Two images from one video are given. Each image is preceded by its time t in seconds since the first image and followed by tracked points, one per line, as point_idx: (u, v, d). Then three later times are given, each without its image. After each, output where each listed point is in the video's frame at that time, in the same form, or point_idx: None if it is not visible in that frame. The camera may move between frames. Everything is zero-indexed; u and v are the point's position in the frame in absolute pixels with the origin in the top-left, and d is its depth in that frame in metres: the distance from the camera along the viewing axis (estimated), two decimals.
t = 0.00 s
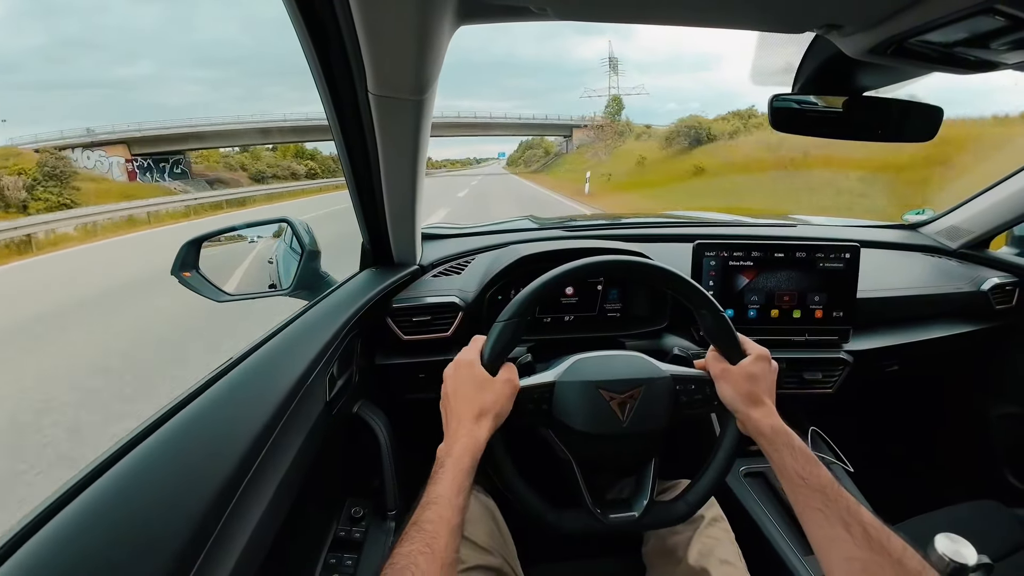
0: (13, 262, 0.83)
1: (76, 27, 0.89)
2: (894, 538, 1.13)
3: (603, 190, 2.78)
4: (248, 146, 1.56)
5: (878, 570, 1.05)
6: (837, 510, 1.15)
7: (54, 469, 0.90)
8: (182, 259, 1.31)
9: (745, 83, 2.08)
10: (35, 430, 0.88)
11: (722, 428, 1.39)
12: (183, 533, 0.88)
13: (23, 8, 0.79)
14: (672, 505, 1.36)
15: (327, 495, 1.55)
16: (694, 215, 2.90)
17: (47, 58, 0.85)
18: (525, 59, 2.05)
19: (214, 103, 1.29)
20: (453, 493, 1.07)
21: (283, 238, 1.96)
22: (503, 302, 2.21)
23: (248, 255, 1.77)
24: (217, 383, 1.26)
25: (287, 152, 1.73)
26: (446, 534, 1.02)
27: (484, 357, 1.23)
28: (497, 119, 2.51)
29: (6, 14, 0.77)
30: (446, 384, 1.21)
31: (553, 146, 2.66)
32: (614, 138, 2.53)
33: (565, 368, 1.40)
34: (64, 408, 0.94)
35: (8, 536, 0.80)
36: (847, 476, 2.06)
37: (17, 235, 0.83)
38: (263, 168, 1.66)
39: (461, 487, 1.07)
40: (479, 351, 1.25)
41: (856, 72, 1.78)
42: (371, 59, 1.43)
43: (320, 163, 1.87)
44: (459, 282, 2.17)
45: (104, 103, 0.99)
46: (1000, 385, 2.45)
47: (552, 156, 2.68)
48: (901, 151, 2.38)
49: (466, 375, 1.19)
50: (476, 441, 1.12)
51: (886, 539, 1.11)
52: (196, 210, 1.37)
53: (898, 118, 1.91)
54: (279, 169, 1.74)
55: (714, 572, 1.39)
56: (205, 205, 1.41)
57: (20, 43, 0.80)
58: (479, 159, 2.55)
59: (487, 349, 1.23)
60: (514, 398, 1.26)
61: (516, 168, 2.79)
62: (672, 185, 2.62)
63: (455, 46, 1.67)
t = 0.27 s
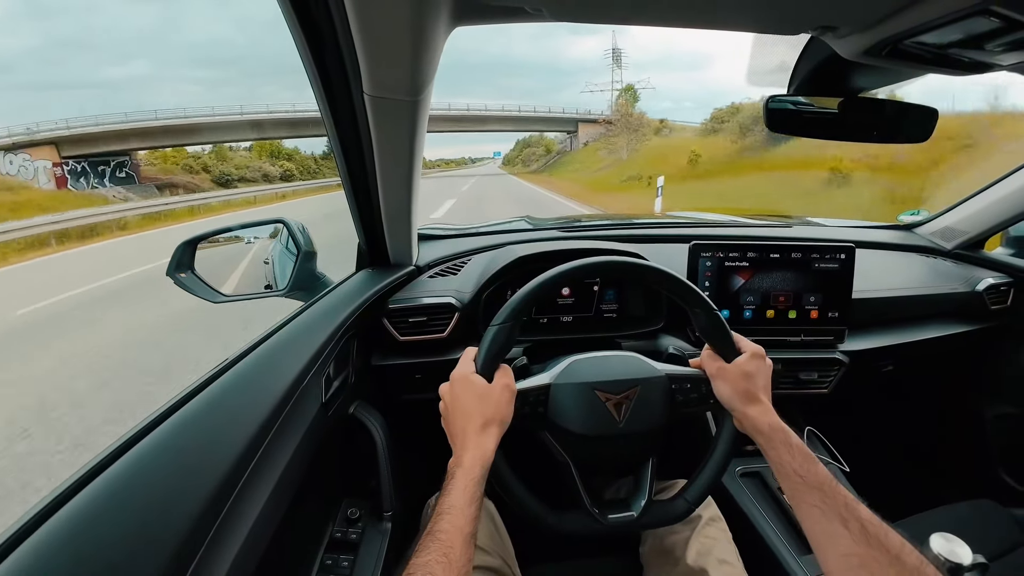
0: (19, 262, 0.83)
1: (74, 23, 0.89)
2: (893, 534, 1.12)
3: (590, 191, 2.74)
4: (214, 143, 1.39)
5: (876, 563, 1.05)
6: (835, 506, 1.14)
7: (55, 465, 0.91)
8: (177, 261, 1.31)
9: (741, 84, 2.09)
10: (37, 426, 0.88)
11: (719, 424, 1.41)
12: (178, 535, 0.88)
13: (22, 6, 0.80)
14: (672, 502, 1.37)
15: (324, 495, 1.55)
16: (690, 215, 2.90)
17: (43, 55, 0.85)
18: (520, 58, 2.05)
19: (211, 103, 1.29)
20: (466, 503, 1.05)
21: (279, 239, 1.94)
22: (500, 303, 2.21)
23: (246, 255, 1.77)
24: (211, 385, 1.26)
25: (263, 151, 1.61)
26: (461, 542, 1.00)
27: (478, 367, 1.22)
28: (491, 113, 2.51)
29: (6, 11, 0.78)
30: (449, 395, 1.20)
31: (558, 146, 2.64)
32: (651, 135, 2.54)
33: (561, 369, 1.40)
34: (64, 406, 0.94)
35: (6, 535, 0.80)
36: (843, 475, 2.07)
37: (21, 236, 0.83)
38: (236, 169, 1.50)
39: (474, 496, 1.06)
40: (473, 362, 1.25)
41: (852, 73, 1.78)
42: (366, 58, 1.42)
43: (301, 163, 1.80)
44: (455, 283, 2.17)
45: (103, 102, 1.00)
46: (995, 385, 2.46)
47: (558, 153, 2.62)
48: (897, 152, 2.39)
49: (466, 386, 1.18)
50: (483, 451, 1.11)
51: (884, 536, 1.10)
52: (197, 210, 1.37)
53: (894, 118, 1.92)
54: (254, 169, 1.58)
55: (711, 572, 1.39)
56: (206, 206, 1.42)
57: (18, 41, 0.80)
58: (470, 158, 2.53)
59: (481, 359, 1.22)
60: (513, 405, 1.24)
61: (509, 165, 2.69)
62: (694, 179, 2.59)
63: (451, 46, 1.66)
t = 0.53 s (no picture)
0: (14, 265, 0.84)
1: (71, 23, 0.89)
2: (896, 536, 1.12)
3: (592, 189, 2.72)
4: (174, 142, 1.23)
5: (880, 564, 1.05)
6: (837, 507, 1.14)
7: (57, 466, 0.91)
8: (176, 259, 1.31)
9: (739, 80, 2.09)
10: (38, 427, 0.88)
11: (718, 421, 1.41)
12: (178, 535, 0.88)
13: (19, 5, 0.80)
14: (673, 497, 1.37)
15: (324, 494, 1.55)
16: (689, 212, 2.90)
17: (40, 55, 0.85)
18: (518, 56, 2.05)
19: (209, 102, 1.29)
20: (463, 497, 1.04)
21: (277, 238, 1.94)
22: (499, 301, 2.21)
23: (245, 254, 1.77)
24: (211, 384, 1.25)
25: (235, 150, 1.47)
26: (457, 537, 1.00)
27: (478, 361, 1.22)
28: (489, 111, 2.50)
29: (2, 11, 0.78)
30: (444, 391, 1.20)
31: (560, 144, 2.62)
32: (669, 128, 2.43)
33: (560, 366, 1.40)
34: (65, 407, 0.94)
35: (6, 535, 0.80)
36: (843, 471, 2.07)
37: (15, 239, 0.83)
38: (204, 169, 1.35)
39: (470, 490, 1.06)
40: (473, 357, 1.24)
41: (850, 69, 1.78)
42: (364, 56, 1.42)
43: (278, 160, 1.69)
44: (455, 281, 2.18)
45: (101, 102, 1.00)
46: (994, 380, 2.46)
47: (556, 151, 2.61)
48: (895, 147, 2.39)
49: (464, 383, 1.18)
50: (478, 447, 1.11)
51: (889, 538, 1.10)
52: (198, 210, 1.37)
53: (891, 114, 1.92)
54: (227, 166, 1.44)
55: (712, 568, 1.39)
56: (207, 206, 1.42)
57: (16, 41, 0.80)
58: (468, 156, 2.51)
59: (480, 354, 1.22)
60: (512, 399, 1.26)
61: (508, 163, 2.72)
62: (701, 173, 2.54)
63: (449, 43, 1.66)
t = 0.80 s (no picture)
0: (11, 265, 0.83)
1: (72, 24, 0.89)
2: (894, 551, 1.10)
3: (594, 197, 2.73)
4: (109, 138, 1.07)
5: None
6: (833, 522, 1.13)
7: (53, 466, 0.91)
8: (176, 260, 1.33)
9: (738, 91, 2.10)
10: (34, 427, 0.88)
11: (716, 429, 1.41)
12: (173, 537, 0.88)
13: (20, 6, 0.80)
14: (672, 505, 1.37)
15: (320, 497, 1.55)
16: (690, 220, 2.90)
17: (40, 56, 0.85)
18: (520, 62, 2.05)
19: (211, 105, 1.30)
20: (460, 506, 1.05)
21: (277, 241, 1.95)
22: (498, 306, 2.21)
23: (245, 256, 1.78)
24: (210, 384, 1.25)
25: (205, 150, 1.34)
26: (454, 545, 0.99)
27: (476, 371, 1.21)
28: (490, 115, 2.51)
29: (2, 10, 0.78)
30: (441, 402, 1.19)
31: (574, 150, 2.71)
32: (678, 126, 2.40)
33: (558, 373, 1.40)
34: (62, 407, 0.94)
35: (5, 529, 0.80)
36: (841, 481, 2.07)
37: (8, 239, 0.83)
38: (160, 171, 1.19)
39: (468, 500, 1.05)
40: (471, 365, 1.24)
41: (852, 80, 1.79)
42: (366, 59, 1.42)
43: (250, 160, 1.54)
44: (454, 285, 2.18)
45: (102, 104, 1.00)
46: (992, 391, 2.46)
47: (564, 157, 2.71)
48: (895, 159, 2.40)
49: (463, 393, 1.17)
50: (478, 456, 1.11)
51: (887, 553, 1.08)
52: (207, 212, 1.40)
53: (892, 125, 1.92)
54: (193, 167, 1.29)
55: None
56: (215, 208, 1.45)
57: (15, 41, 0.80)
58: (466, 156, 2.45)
59: (478, 361, 1.22)
60: (508, 415, 1.23)
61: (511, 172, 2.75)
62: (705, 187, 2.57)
63: (451, 49, 1.66)
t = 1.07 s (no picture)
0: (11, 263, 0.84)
1: (74, 24, 0.90)
2: (889, 550, 1.11)
3: (588, 199, 2.71)
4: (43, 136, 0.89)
5: None
6: (828, 522, 1.13)
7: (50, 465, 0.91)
8: (176, 260, 1.34)
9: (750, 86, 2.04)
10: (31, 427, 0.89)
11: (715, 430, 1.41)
12: (172, 536, 0.88)
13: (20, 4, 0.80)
14: (672, 506, 1.36)
15: (319, 497, 1.54)
16: (690, 221, 2.90)
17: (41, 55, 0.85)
18: (523, 62, 2.05)
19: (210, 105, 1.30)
20: (457, 510, 1.04)
21: (277, 240, 1.96)
22: (497, 307, 2.21)
23: (244, 255, 1.79)
24: (210, 383, 1.25)
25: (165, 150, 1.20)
26: (452, 550, 0.99)
27: (473, 376, 1.21)
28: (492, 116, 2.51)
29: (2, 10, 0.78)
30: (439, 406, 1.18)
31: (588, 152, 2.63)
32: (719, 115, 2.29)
33: (557, 375, 1.40)
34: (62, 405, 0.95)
35: (6, 526, 0.80)
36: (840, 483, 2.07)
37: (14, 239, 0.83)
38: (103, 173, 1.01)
39: (465, 504, 1.05)
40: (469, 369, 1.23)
41: (852, 82, 1.79)
42: (367, 59, 1.42)
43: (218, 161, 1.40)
44: (454, 286, 2.18)
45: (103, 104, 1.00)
46: (992, 394, 2.46)
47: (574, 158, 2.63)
48: (896, 161, 2.40)
49: (461, 397, 1.16)
50: (475, 461, 1.10)
51: (881, 553, 1.08)
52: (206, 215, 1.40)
53: (892, 128, 1.92)
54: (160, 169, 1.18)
55: None
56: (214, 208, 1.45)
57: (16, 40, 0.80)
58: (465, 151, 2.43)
59: (477, 366, 1.22)
60: (507, 416, 1.24)
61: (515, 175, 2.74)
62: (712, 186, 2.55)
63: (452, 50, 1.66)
